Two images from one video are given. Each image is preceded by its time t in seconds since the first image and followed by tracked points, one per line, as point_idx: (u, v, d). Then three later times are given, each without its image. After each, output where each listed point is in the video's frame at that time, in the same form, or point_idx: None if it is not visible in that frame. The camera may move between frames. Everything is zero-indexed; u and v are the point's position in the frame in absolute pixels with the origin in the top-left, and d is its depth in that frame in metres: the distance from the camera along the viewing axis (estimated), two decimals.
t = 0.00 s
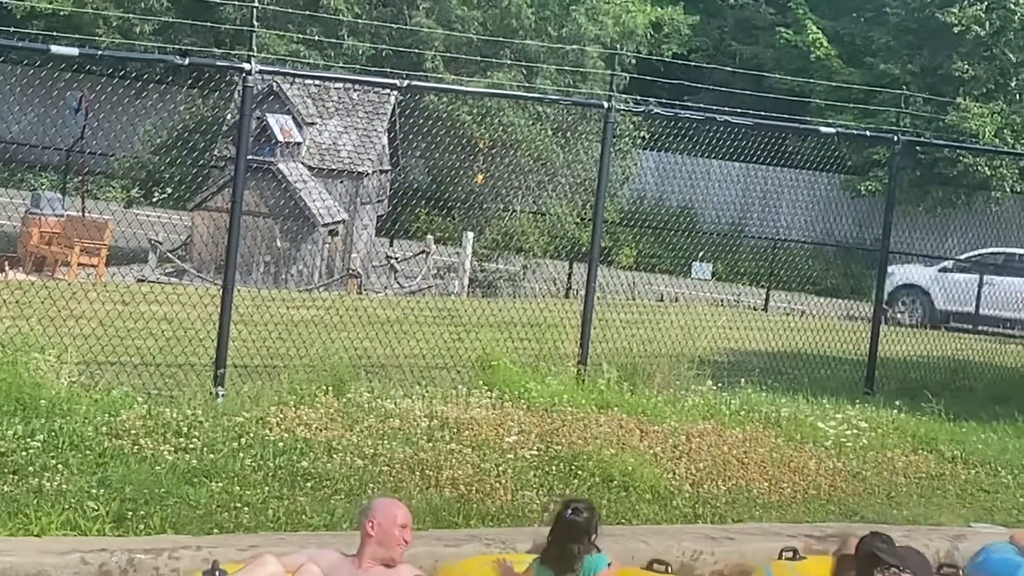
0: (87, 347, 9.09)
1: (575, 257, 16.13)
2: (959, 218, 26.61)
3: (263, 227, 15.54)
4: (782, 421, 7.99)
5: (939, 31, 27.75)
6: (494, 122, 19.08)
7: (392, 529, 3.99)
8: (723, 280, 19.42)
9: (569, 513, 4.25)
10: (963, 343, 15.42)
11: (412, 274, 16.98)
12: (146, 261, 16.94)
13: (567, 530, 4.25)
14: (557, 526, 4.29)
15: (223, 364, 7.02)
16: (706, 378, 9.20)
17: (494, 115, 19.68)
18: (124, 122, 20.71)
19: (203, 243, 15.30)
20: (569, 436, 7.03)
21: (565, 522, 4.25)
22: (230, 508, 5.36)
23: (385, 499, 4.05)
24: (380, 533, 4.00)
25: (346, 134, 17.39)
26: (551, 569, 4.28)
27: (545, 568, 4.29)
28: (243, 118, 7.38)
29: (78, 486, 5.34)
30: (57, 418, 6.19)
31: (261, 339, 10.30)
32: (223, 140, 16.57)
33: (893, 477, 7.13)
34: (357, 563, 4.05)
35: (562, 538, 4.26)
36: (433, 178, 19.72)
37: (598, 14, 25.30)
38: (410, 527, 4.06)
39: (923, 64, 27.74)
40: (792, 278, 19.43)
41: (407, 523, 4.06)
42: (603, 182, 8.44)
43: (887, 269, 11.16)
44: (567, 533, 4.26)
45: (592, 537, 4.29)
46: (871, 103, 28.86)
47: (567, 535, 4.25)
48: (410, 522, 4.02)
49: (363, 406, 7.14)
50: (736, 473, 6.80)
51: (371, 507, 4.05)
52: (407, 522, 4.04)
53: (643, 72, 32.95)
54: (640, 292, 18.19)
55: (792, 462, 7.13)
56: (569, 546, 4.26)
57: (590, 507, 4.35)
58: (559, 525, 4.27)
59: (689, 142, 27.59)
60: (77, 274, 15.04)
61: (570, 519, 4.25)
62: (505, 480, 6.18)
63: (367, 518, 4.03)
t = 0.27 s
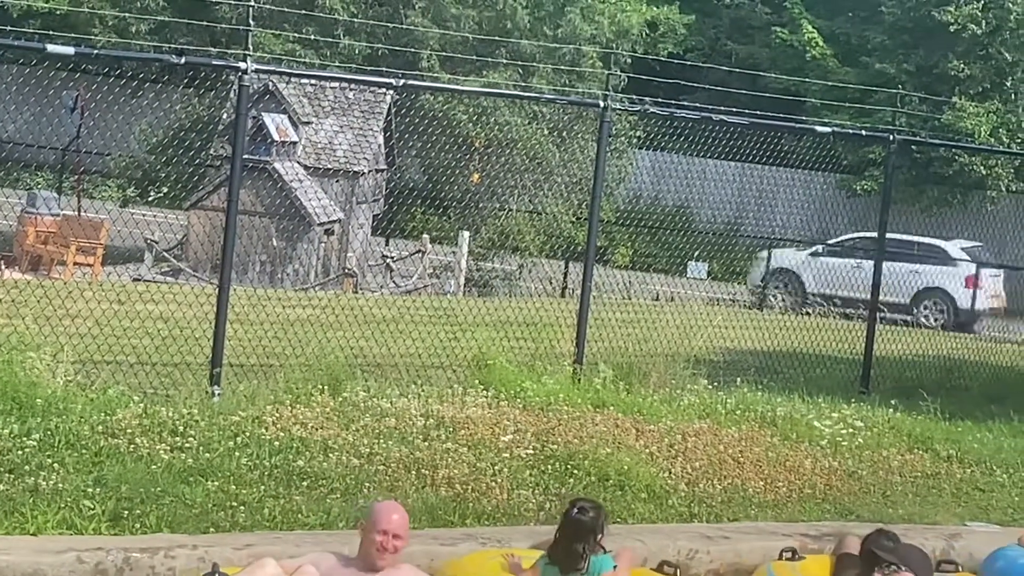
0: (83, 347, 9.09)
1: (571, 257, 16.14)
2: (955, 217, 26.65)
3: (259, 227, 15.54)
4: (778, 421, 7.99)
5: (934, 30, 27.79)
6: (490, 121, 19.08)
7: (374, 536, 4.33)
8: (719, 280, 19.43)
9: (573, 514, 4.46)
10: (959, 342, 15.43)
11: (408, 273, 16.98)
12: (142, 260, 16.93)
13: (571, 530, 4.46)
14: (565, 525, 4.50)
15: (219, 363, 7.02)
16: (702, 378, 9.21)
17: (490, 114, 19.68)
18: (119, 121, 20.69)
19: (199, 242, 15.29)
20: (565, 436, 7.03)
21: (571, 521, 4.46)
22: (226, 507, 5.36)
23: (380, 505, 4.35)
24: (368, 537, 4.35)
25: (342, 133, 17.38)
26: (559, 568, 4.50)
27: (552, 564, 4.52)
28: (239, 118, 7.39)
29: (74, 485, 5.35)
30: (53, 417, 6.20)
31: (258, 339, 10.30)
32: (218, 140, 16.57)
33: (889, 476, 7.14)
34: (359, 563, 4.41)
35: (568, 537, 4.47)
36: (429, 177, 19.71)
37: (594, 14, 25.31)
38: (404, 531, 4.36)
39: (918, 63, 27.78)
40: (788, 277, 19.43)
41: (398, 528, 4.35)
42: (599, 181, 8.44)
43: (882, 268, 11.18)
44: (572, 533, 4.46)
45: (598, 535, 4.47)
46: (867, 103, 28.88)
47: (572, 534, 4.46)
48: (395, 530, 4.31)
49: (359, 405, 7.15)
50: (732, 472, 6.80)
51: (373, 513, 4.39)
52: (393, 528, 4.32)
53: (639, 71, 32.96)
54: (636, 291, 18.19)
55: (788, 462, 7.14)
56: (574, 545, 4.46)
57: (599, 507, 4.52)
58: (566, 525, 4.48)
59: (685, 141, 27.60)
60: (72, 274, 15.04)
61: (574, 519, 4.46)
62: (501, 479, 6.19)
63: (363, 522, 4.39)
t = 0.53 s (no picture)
0: (79, 345, 9.07)
1: (569, 255, 16.12)
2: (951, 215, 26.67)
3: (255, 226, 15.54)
4: (775, 419, 8.00)
5: (932, 29, 27.82)
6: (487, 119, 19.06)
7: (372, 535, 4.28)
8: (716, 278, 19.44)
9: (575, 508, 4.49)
10: (956, 340, 15.44)
11: (406, 272, 16.97)
12: (138, 259, 16.93)
13: (574, 525, 4.48)
14: (566, 520, 4.52)
15: (216, 362, 7.03)
16: (699, 376, 9.22)
17: (487, 113, 19.65)
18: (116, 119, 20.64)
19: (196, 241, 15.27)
20: (562, 434, 7.03)
21: (573, 517, 4.48)
22: (223, 506, 5.36)
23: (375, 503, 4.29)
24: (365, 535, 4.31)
25: (339, 132, 17.36)
26: (560, 563, 4.52)
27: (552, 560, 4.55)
28: (236, 116, 7.39)
29: (71, 483, 5.35)
30: (50, 416, 6.19)
31: (254, 337, 10.30)
32: (215, 138, 16.56)
33: (885, 475, 7.15)
34: (358, 559, 4.39)
35: (571, 532, 4.49)
36: (426, 176, 19.69)
37: (591, 12, 25.31)
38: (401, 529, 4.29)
39: (916, 62, 27.80)
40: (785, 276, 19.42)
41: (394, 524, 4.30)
42: (596, 180, 8.44)
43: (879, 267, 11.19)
44: (574, 528, 4.48)
45: (599, 531, 4.49)
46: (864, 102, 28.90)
47: (575, 530, 4.48)
48: (388, 527, 4.26)
49: (356, 404, 7.15)
50: (728, 471, 6.81)
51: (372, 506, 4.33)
52: (389, 525, 4.28)
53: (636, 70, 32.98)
54: (633, 289, 18.18)
55: (785, 460, 7.14)
56: (575, 540, 4.49)
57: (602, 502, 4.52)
58: (569, 519, 4.50)
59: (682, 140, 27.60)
60: (69, 272, 15.01)
61: (577, 514, 4.48)
62: (498, 478, 6.19)
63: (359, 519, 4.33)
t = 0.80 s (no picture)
0: (77, 343, 9.07)
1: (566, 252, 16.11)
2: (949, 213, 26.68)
3: (253, 223, 15.53)
4: (772, 417, 8.00)
5: (929, 27, 27.83)
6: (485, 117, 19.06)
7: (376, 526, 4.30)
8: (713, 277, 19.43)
9: (573, 506, 4.53)
10: (953, 338, 15.43)
11: (403, 270, 16.96)
12: (136, 257, 16.92)
13: (573, 522, 4.53)
14: (565, 518, 4.58)
15: (213, 360, 7.03)
16: (697, 374, 9.22)
17: (484, 110, 19.64)
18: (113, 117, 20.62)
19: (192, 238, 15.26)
20: (559, 432, 7.03)
21: (570, 514, 4.53)
22: (221, 504, 5.36)
23: (378, 494, 4.32)
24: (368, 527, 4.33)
25: (337, 129, 17.35)
26: (562, 560, 4.59)
27: (554, 559, 4.60)
28: (233, 114, 7.39)
29: (69, 481, 5.35)
30: (47, 414, 6.19)
31: (252, 335, 10.30)
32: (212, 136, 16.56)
33: (883, 472, 7.16)
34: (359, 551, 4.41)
35: (571, 529, 4.55)
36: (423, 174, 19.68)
37: (588, 10, 25.31)
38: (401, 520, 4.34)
39: (914, 59, 27.81)
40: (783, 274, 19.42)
41: (396, 515, 4.33)
42: (594, 177, 8.43)
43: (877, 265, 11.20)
44: (574, 525, 4.54)
45: (599, 526, 4.55)
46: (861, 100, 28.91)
47: (574, 527, 4.53)
48: (390, 519, 4.29)
49: (353, 402, 7.15)
50: (726, 469, 6.81)
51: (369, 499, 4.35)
52: (391, 517, 4.31)
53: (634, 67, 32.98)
54: (631, 287, 18.18)
55: (782, 458, 7.14)
56: (575, 537, 4.54)
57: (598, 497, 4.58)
58: (567, 516, 4.55)
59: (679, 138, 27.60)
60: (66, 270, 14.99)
61: (575, 511, 4.52)
62: (495, 475, 6.19)
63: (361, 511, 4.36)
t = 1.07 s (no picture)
0: (76, 341, 9.07)
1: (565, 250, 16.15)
2: (948, 211, 26.69)
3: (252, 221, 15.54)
4: (772, 415, 8.00)
5: (929, 25, 27.83)
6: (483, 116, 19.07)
7: (383, 522, 4.25)
8: (712, 275, 19.44)
9: (580, 505, 4.41)
10: (952, 336, 15.43)
11: (402, 268, 16.97)
12: (135, 255, 16.91)
13: (578, 519, 4.42)
14: (572, 515, 4.46)
15: (212, 358, 7.03)
16: (696, 372, 9.23)
17: (483, 109, 19.62)
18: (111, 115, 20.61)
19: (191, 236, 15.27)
20: (558, 430, 7.04)
21: (576, 512, 4.42)
22: (220, 502, 5.36)
23: (382, 489, 4.26)
24: (373, 525, 4.27)
25: (336, 128, 17.36)
26: (566, 559, 4.47)
27: (561, 557, 4.50)
28: (232, 112, 7.39)
29: (67, 478, 5.35)
30: (46, 412, 6.19)
31: (251, 333, 10.30)
32: (211, 134, 16.57)
33: (882, 470, 7.16)
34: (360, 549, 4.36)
35: (576, 528, 4.44)
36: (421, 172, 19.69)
37: (588, 9, 25.30)
38: (405, 520, 4.29)
39: (913, 58, 27.82)
40: (782, 272, 19.43)
41: (402, 514, 4.28)
42: (593, 176, 8.43)
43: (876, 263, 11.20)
44: (579, 523, 4.43)
45: (605, 525, 4.44)
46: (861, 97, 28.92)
47: (579, 526, 4.43)
48: (395, 517, 4.24)
49: (353, 400, 7.15)
50: (724, 466, 6.82)
51: (372, 497, 4.29)
52: (397, 515, 4.25)
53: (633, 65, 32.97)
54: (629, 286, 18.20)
55: (781, 456, 7.15)
56: (581, 536, 4.44)
57: (607, 496, 4.46)
58: (574, 515, 4.44)
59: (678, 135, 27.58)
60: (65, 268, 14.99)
61: (581, 510, 4.41)
62: (494, 474, 6.19)
63: (366, 507, 4.30)
